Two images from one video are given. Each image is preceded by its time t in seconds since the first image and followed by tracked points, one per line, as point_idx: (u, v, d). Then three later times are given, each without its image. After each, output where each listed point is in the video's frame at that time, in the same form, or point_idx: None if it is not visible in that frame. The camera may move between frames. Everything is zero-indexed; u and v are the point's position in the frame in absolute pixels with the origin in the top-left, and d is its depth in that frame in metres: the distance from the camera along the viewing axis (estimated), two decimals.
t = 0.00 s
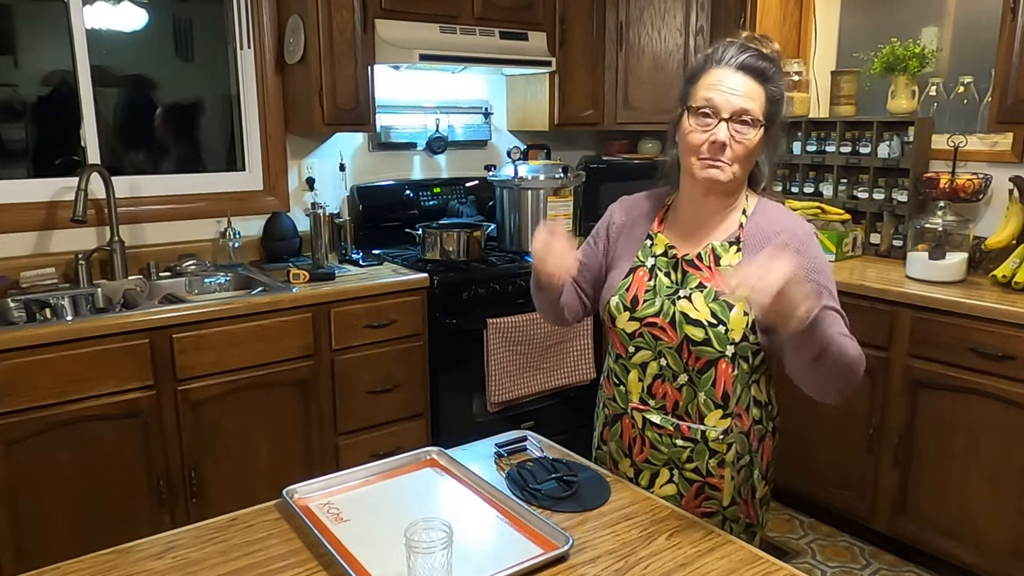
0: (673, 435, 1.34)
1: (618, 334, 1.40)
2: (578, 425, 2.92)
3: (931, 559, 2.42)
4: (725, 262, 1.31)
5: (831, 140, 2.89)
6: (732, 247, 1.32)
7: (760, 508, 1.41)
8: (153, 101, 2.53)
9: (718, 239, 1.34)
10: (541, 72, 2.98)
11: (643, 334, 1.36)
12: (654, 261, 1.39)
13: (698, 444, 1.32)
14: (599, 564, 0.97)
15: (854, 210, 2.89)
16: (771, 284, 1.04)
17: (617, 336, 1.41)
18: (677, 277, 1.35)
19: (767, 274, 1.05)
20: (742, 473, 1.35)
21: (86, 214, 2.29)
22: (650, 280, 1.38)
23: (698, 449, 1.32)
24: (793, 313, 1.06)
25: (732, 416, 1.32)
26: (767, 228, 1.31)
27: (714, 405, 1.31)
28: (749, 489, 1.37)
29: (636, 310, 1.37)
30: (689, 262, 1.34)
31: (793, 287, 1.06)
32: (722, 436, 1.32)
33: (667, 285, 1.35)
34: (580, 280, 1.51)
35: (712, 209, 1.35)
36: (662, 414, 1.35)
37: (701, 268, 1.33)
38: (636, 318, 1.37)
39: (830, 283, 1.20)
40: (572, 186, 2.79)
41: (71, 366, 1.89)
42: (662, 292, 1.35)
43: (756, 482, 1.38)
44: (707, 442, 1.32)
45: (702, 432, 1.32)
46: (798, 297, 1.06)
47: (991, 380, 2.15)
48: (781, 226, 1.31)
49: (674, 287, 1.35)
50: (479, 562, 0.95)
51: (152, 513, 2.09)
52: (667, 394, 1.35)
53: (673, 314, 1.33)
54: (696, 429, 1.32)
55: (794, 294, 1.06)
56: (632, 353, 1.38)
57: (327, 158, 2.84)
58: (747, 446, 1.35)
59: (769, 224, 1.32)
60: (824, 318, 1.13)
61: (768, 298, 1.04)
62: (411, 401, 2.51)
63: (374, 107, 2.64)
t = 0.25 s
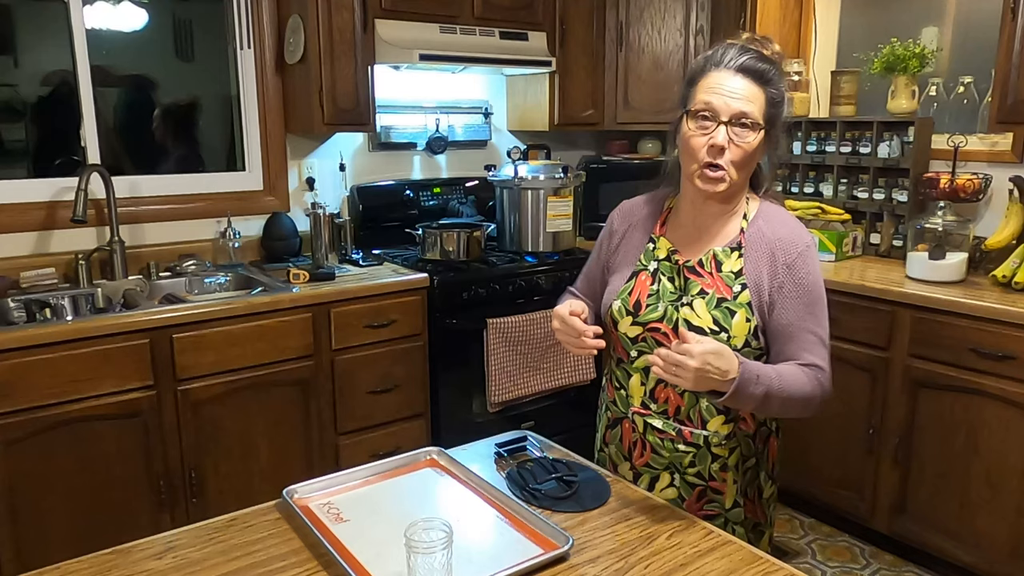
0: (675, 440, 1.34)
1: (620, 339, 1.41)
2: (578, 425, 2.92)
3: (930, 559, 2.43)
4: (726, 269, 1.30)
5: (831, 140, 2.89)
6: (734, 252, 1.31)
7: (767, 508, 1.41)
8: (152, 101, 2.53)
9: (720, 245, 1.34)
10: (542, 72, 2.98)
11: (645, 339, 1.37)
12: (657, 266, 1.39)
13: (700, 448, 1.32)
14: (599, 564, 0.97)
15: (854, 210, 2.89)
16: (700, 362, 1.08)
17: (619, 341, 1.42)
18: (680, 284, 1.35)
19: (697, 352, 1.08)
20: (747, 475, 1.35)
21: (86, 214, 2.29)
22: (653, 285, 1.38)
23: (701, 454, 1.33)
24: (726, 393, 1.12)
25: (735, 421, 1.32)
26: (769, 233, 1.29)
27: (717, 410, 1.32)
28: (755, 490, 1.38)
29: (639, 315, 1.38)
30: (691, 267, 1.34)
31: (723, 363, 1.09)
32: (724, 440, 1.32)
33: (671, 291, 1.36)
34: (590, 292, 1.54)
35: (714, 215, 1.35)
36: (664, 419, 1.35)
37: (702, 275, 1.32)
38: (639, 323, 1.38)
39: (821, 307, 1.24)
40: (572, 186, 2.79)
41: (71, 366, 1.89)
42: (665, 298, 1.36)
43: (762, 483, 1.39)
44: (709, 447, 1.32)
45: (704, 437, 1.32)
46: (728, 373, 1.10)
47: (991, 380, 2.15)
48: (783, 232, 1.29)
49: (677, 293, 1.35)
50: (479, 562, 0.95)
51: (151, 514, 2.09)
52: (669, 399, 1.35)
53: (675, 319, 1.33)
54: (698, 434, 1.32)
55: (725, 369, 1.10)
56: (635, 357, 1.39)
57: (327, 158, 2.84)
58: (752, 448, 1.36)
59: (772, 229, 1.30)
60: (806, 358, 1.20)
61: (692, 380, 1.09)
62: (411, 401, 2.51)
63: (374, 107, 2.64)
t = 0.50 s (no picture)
0: (664, 437, 1.34)
1: (615, 337, 1.42)
2: (578, 425, 2.92)
3: (930, 559, 2.43)
4: (717, 268, 1.30)
5: (831, 140, 2.89)
6: (726, 251, 1.30)
7: (762, 507, 1.40)
8: (152, 101, 2.53)
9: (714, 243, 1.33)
10: (541, 72, 2.98)
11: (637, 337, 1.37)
12: (653, 265, 1.39)
13: (688, 446, 1.32)
14: (599, 564, 0.97)
15: (854, 210, 2.88)
16: (665, 335, 1.08)
17: (614, 339, 1.43)
18: (672, 283, 1.35)
19: (663, 324, 1.09)
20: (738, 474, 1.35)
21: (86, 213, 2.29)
22: (649, 283, 1.38)
23: (689, 451, 1.32)
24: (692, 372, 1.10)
25: (724, 419, 1.31)
26: (763, 233, 1.28)
27: (704, 408, 1.31)
28: (747, 488, 1.38)
29: (634, 313, 1.39)
30: (682, 267, 1.34)
31: (690, 342, 1.08)
32: (712, 438, 1.32)
33: (664, 290, 1.36)
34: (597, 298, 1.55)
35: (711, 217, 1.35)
36: (655, 417, 1.36)
37: (693, 274, 1.32)
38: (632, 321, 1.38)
39: (807, 309, 1.21)
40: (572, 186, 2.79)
41: (71, 366, 1.89)
42: (658, 297, 1.36)
43: (755, 482, 1.39)
44: (697, 444, 1.32)
45: (692, 435, 1.32)
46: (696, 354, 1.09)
47: (991, 380, 2.15)
48: (777, 232, 1.27)
49: (669, 292, 1.35)
50: (479, 562, 0.95)
51: (151, 514, 2.09)
52: (659, 397, 1.35)
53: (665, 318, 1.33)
54: (687, 432, 1.32)
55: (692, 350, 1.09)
56: (627, 355, 1.39)
57: (327, 158, 2.84)
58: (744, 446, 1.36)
59: (766, 229, 1.28)
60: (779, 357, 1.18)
61: (656, 353, 1.10)
62: (411, 401, 2.51)
63: (373, 107, 2.64)
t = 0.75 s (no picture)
0: (655, 431, 1.34)
1: (612, 330, 1.43)
2: (578, 425, 2.92)
3: (930, 560, 2.43)
4: (710, 264, 1.30)
5: (831, 140, 2.89)
6: (719, 248, 1.30)
7: (755, 505, 1.38)
8: (153, 101, 2.53)
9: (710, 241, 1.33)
10: (541, 72, 2.98)
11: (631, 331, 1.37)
12: (652, 261, 1.40)
13: (677, 440, 1.33)
14: (599, 564, 0.97)
15: (854, 210, 2.88)
16: (645, 307, 1.06)
17: (611, 333, 1.43)
18: (667, 278, 1.36)
19: (643, 297, 1.06)
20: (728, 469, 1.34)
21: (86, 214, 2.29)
22: (647, 279, 1.39)
23: (678, 446, 1.33)
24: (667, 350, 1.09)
25: (712, 413, 1.31)
26: (755, 232, 1.27)
27: (692, 403, 1.31)
28: (738, 484, 1.37)
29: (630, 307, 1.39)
30: (677, 262, 1.35)
31: (668, 319, 1.06)
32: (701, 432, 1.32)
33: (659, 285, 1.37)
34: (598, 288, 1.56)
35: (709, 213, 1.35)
36: (646, 411, 1.36)
37: (686, 269, 1.33)
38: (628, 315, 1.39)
39: (790, 309, 1.20)
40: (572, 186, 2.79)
41: (71, 366, 1.89)
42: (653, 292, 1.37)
43: (747, 478, 1.37)
44: (686, 439, 1.32)
45: (681, 429, 1.32)
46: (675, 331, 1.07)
47: (991, 380, 2.15)
48: (769, 232, 1.27)
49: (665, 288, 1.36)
50: (479, 562, 0.95)
51: (151, 514, 2.08)
52: (650, 391, 1.35)
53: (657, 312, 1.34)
54: (676, 426, 1.32)
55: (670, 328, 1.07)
56: (622, 349, 1.40)
57: (327, 157, 2.84)
58: (734, 441, 1.35)
59: (758, 228, 1.28)
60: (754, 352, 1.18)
61: (633, 326, 1.08)
62: (411, 401, 2.51)
63: (374, 107, 2.64)
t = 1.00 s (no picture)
0: (656, 428, 1.35)
1: (612, 325, 1.42)
2: (578, 425, 2.92)
3: (930, 559, 2.43)
4: (715, 259, 1.30)
5: (831, 140, 2.89)
6: (723, 244, 1.30)
7: (753, 504, 1.40)
8: (152, 101, 2.53)
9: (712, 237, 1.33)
10: (541, 72, 2.98)
11: (635, 326, 1.37)
12: (653, 255, 1.39)
13: (679, 437, 1.33)
14: (599, 564, 0.97)
15: (854, 210, 2.88)
16: (684, 310, 1.02)
17: (611, 327, 1.43)
18: (670, 273, 1.36)
19: (681, 299, 1.03)
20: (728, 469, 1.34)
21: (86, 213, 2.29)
22: (648, 273, 1.38)
23: (680, 443, 1.33)
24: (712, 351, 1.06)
25: (716, 412, 1.31)
26: (758, 228, 1.27)
27: (696, 401, 1.31)
28: (739, 484, 1.37)
29: (632, 302, 1.39)
30: (679, 257, 1.34)
31: (710, 317, 1.03)
32: (703, 431, 1.31)
33: (661, 280, 1.37)
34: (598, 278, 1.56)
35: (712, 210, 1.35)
36: (648, 407, 1.37)
37: (690, 264, 1.33)
38: (631, 309, 1.38)
39: (808, 299, 1.20)
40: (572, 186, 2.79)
41: (71, 366, 1.89)
42: (656, 287, 1.37)
43: (747, 477, 1.37)
44: (688, 437, 1.32)
45: (683, 427, 1.32)
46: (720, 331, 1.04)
47: (991, 380, 2.15)
48: (771, 227, 1.27)
49: (668, 282, 1.36)
50: (479, 562, 0.95)
51: (151, 514, 2.08)
52: (653, 386, 1.36)
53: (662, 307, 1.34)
54: (679, 423, 1.33)
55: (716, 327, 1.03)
56: (625, 343, 1.39)
57: (327, 157, 2.84)
58: (738, 442, 1.34)
59: (760, 224, 1.28)
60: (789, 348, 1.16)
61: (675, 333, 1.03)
62: (411, 401, 2.51)
63: (373, 107, 2.64)
